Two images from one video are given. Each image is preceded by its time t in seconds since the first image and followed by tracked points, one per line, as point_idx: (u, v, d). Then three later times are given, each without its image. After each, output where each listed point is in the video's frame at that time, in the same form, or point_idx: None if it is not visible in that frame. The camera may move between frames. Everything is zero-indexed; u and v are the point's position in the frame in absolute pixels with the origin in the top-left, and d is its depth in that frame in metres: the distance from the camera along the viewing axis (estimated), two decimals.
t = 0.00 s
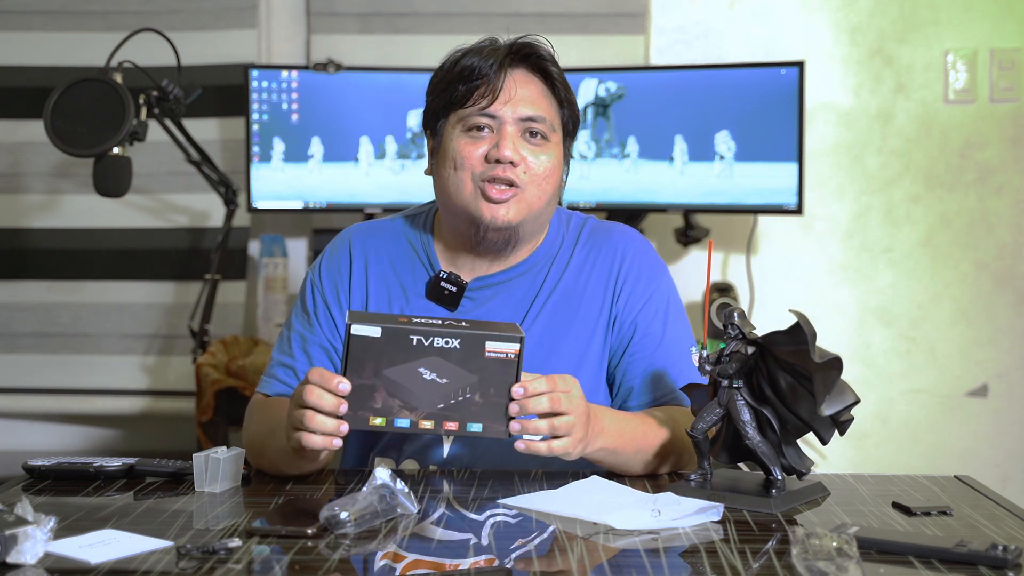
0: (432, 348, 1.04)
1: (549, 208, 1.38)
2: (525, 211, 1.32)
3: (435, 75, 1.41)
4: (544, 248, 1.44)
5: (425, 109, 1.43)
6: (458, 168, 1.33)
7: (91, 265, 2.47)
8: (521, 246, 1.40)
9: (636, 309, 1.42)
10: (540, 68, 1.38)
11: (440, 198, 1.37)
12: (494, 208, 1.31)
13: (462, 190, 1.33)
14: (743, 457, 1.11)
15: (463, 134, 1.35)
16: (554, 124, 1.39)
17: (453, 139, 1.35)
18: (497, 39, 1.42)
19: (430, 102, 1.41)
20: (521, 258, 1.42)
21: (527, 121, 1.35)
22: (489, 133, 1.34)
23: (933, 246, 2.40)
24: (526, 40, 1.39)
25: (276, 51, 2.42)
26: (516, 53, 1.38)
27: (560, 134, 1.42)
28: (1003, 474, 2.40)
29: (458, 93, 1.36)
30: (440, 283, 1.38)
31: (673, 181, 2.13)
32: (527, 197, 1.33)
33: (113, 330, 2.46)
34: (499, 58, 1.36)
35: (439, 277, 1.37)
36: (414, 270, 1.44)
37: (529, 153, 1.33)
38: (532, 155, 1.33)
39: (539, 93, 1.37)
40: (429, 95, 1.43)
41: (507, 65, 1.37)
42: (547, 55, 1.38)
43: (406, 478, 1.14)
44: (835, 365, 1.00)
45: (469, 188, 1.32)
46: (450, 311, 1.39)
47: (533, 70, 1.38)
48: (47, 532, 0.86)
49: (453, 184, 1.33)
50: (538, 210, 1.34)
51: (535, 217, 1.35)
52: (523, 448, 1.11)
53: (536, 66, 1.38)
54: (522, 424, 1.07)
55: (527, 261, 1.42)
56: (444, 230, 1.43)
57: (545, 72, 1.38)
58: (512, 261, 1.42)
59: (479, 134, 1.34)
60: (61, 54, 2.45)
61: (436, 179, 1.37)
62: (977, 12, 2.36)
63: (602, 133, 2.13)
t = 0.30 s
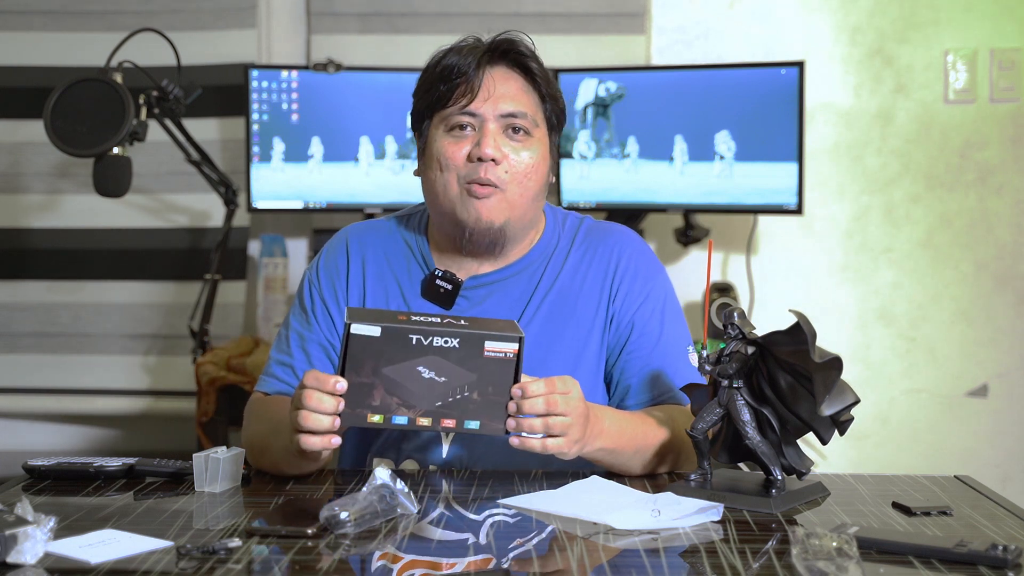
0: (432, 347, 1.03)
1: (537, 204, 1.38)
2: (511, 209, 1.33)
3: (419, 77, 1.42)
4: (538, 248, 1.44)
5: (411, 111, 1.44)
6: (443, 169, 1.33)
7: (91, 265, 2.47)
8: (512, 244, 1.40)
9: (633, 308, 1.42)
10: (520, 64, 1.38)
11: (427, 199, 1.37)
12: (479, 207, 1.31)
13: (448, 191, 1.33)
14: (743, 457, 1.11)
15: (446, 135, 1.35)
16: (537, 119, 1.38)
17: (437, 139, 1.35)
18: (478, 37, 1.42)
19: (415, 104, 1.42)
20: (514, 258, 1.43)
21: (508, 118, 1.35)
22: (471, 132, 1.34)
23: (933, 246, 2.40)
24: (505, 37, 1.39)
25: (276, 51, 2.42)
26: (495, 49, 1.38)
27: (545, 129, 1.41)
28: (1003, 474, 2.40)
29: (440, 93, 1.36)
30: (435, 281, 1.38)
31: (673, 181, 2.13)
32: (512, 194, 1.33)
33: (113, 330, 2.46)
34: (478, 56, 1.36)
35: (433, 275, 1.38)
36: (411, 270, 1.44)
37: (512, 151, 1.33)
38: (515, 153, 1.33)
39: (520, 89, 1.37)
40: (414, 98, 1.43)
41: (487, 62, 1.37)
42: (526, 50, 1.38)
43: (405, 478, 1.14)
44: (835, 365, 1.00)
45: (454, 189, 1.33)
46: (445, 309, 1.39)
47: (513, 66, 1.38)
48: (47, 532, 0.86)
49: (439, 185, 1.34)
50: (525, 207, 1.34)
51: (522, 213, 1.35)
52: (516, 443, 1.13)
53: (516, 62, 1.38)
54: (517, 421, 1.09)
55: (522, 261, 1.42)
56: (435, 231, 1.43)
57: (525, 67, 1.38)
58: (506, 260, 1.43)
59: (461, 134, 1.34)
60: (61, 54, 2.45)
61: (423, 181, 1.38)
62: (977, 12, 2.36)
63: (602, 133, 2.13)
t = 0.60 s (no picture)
0: (432, 336, 1.04)
1: (533, 203, 1.38)
2: (506, 209, 1.32)
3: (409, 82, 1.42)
4: (535, 246, 1.44)
5: (403, 117, 1.43)
6: (436, 173, 1.33)
7: (91, 264, 2.47)
8: (510, 244, 1.40)
9: (631, 302, 1.42)
10: (508, 64, 1.38)
11: (423, 204, 1.37)
12: (474, 209, 1.31)
13: (442, 195, 1.33)
14: (743, 457, 1.11)
15: (438, 138, 1.35)
16: (528, 118, 1.38)
17: (429, 144, 1.35)
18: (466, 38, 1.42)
19: (406, 109, 1.42)
20: (513, 258, 1.43)
21: (499, 119, 1.35)
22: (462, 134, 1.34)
23: (933, 245, 2.40)
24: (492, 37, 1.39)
25: (276, 51, 2.42)
26: (483, 50, 1.38)
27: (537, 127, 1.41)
28: (1003, 474, 2.40)
29: (430, 97, 1.36)
30: (433, 283, 1.37)
31: (673, 181, 2.13)
32: (506, 195, 1.32)
33: (113, 330, 2.46)
34: (465, 58, 1.36)
35: (432, 276, 1.37)
36: (411, 272, 1.44)
37: (504, 152, 1.32)
38: (507, 153, 1.33)
39: (509, 89, 1.36)
40: (406, 103, 1.43)
41: (475, 64, 1.37)
42: (514, 49, 1.38)
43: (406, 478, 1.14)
44: (835, 365, 1.00)
45: (448, 193, 1.32)
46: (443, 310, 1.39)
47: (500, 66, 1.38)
48: (47, 532, 0.86)
49: (434, 190, 1.33)
50: (520, 207, 1.34)
51: (518, 214, 1.35)
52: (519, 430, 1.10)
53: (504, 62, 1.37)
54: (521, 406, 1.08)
55: (520, 262, 1.42)
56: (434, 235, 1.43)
57: (513, 66, 1.38)
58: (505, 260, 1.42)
59: (453, 137, 1.34)
60: (61, 54, 2.45)
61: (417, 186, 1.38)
62: (977, 12, 2.36)
63: (602, 133, 2.12)
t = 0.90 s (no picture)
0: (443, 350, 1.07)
1: (535, 216, 1.37)
2: (505, 228, 1.33)
3: (416, 84, 1.39)
4: (540, 253, 1.43)
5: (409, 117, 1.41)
6: (437, 187, 1.32)
7: (91, 264, 2.47)
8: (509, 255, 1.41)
9: (636, 311, 1.43)
10: (515, 75, 1.35)
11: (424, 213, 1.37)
12: (473, 227, 1.32)
13: (443, 210, 1.33)
14: (743, 457, 1.11)
15: (440, 151, 1.33)
16: (533, 132, 1.36)
17: (432, 155, 1.34)
18: (474, 41, 1.38)
19: (411, 111, 1.40)
20: (518, 262, 1.42)
21: (503, 134, 1.33)
22: (465, 148, 1.32)
23: (933, 246, 2.40)
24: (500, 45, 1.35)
25: (277, 51, 2.42)
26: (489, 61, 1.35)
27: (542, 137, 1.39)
28: (1003, 474, 2.40)
29: (433, 106, 1.34)
30: (435, 288, 1.39)
31: (673, 181, 2.13)
32: (507, 213, 1.32)
33: (113, 330, 2.46)
34: (471, 69, 1.33)
35: (433, 281, 1.38)
36: (411, 273, 1.44)
37: (506, 170, 1.31)
38: (509, 171, 1.32)
39: (514, 101, 1.34)
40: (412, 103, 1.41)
41: (480, 75, 1.34)
42: (521, 61, 1.35)
43: (405, 478, 1.14)
44: (835, 365, 1.00)
45: (449, 209, 1.32)
46: (446, 314, 1.40)
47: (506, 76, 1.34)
48: (47, 532, 0.86)
49: (434, 203, 1.33)
50: (520, 225, 1.34)
51: (519, 229, 1.35)
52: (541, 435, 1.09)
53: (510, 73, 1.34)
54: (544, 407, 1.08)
55: (524, 266, 1.42)
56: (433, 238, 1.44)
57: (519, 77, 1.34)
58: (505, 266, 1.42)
59: (455, 151, 1.33)
60: (61, 54, 2.45)
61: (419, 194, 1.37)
62: (977, 12, 2.36)
63: (602, 133, 2.12)
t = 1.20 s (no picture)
0: (443, 356, 1.10)
1: (538, 218, 1.37)
2: (508, 229, 1.33)
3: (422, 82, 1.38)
4: (543, 253, 1.43)
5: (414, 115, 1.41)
6: (441, 188, 1.32)
7: (90, 264, 2.47)
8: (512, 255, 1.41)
9: (641, 312, 1.42)
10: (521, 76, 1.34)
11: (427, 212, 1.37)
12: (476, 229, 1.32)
13: (446, 211, 1.32)
14: (743, 457, 1.11)
15: (445, 151, 1.33)
16: (538, 134, 1.35)
17: (436, 155, 1.33)
18: (480, 41, 1.37)
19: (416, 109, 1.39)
20: (523, 262, 1.42)
21: (508, 136, 1.32)
22: (470, 149, 1.32)
23: (933, 246, 2.40)
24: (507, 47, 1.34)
25: (277, 51, 2.42)
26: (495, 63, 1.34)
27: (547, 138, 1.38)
28: (1003, 473, 2.40)
29: (438, 107, 1.33)
30: (439, 290, 1.39)
31: (673, 181, 2.13)
32: (510, 215, 1.32)
33: (113, 330, 2.46)
34: (476, 70, 1.32)
35: (437, 283, 1.38)
36: (414, 276, 1.44)
37: (510, 172, 1.31)
38: (514, 173, 1.31)
39: (520, 104, 1.33)
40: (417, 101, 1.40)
41: (487, 76, 1.33)
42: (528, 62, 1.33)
43: (406, 478, 1.14)
44: (835, 364, 1.00)
45: (452, 210, 1.32)
46: (450, 317, 1.40)
47: (512, 76, 1.33)
48: (47, 532, 0.86)
49: (437, 204, 1.33)
50: (523, 226, 1.34)
51: (521, 231, 1.35)
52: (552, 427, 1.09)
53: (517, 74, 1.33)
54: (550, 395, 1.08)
55: (529, 266, 1.42)
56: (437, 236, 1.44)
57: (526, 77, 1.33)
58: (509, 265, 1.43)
59: (460, 151, 1.32)
60: (61, 54, 2.45)
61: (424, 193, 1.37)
62: (977, 12, 2.36)
63: (602, 133, 2.13)
